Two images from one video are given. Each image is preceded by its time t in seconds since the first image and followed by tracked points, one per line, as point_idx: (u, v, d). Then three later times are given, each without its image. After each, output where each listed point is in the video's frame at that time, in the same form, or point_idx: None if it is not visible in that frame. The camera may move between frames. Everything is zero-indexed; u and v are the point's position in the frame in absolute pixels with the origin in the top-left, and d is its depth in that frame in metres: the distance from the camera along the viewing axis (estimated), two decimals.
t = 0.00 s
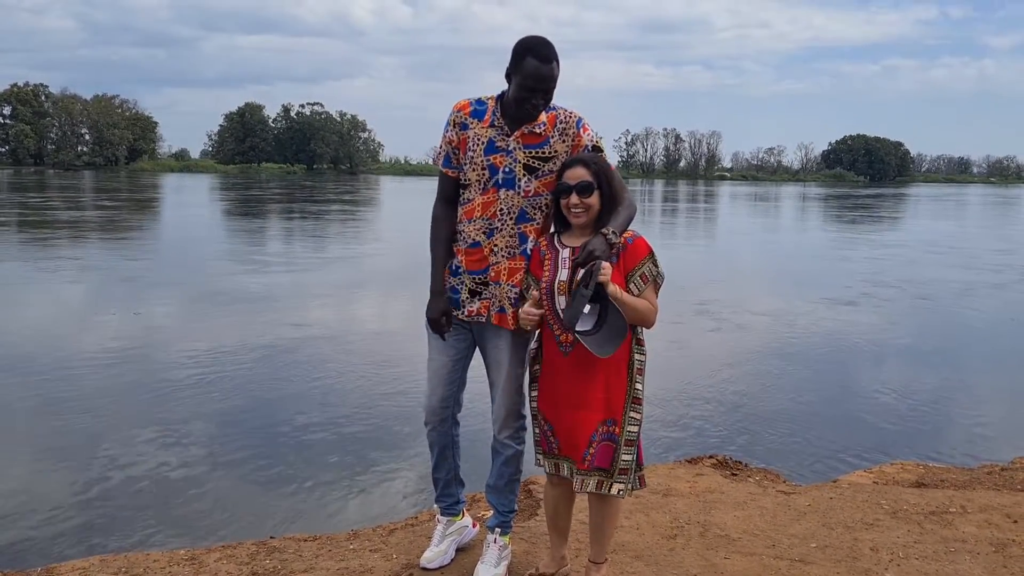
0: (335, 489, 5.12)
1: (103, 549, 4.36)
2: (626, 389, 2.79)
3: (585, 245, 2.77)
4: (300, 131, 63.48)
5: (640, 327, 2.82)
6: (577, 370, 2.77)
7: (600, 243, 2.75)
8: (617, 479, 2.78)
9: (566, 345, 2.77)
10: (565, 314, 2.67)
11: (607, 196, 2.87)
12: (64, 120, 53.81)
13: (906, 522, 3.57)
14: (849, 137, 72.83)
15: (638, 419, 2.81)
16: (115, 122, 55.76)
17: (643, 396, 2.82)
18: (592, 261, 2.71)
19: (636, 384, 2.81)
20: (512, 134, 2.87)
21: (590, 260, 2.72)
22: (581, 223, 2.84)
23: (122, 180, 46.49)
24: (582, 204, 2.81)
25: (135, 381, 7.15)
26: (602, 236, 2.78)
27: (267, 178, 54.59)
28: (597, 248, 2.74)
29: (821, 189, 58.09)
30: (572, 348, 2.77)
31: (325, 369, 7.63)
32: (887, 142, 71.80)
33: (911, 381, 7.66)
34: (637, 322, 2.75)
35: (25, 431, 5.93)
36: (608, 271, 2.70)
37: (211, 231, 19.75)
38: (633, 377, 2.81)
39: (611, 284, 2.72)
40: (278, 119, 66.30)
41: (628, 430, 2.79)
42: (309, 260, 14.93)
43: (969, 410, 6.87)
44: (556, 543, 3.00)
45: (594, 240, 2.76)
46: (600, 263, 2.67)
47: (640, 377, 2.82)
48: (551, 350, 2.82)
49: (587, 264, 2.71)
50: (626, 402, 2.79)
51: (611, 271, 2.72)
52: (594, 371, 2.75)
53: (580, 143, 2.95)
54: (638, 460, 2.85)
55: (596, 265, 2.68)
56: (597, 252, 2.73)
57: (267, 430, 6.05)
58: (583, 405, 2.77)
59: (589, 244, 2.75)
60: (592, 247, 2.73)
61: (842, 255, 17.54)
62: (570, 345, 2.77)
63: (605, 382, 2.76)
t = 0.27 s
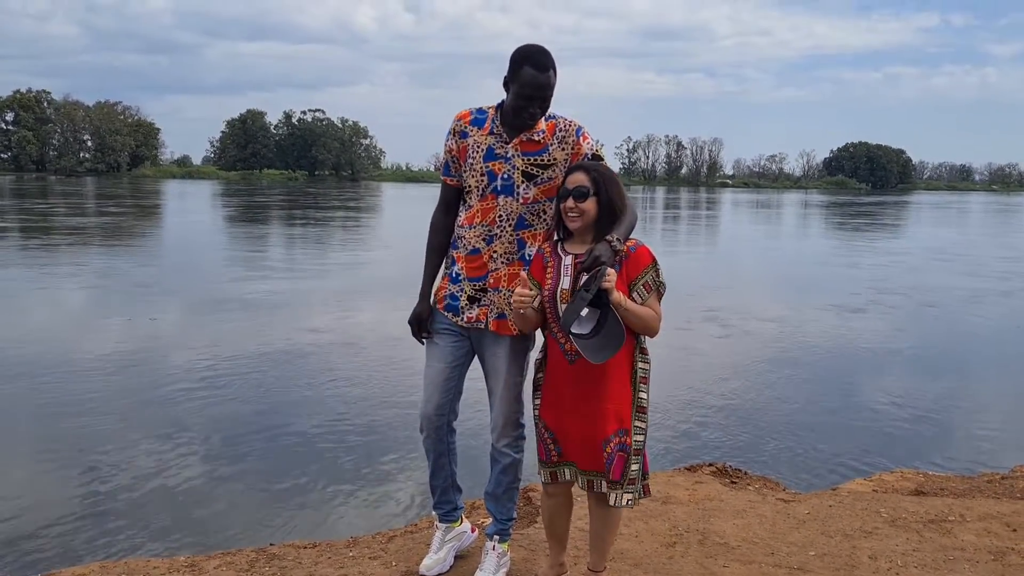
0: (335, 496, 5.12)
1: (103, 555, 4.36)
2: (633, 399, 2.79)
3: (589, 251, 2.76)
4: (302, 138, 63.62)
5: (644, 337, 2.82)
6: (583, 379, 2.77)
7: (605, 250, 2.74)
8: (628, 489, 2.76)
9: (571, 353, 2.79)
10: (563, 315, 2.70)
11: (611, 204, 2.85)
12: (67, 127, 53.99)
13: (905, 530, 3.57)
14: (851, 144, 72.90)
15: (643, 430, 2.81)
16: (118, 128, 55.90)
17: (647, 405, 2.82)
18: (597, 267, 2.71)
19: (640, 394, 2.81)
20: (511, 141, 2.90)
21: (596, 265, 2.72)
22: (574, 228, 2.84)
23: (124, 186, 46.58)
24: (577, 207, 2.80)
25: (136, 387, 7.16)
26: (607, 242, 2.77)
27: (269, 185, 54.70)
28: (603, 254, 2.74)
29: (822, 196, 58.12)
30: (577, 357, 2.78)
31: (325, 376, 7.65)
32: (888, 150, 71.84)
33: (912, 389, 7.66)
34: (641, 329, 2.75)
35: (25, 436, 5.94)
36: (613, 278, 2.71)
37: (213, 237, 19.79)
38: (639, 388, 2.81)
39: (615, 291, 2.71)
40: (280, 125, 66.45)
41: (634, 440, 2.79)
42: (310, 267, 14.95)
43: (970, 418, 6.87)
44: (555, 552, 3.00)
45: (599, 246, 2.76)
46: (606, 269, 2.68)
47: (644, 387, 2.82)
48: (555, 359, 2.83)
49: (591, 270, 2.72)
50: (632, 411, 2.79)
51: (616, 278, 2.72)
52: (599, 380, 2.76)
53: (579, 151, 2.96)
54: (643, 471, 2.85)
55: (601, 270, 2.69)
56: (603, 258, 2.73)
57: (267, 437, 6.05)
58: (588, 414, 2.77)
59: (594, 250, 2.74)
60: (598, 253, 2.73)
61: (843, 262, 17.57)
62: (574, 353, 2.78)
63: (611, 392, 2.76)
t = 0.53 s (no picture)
0: (336, 511, 5.10)
1: (103, 569, 4.34)
2: (631, 412, 2.82)
3: (590, 265, 2.76)
4: (304, 152, 63.85)
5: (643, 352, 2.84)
6: (583, 394, 2.78)
7: (606, 264, 2.73)
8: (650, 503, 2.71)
9: (570, 368, 2.79)
10: (578, 334, 2.68)
11: (612, 220, 2.87)
12: (70, 140, 54.21)
13: (908, 546, 3.56)
14: (852, 158, 73.03)
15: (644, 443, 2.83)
16: (120, 141, 56.09)
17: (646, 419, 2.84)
18: (599, 283, 2.71)
19: (639, 407, 2.83)
20: (512, 156, 2.93)
21: (597, 281, 2.71)
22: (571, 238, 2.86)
23: (126, 199, 46.68)
24: (574, 218, 2.83)
25: (138, 401, 7.16)
26: (607, 258, 2.78)
27: (272, 198, 54.81)
28: (603, 268, 2.72)
29: (823, 210, 58.14)
30: (577, 371, 2.78)
31: (328, 389, 7.65)
32: (890, 164, 72.00)
33: (914, 403, 7.64)
34: (639, 346, 2.76)
35: (27, 450, 5.93)
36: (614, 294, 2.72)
37: (215, 250, 19.82)
38: (638, 401, 2.83)
39: (617, 307, 2.76)
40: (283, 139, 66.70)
41: (637, 453, 2.80)
42: (312, 280, 14.97)
43: (973, 432, 6.86)
44: (558, 568, 2.99)
45: (599, 261, 2.75)
46: (608, 285, 2.69)
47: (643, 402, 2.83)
48: (554, 373, 2.83)
49: (593, 287, 2.71)
50: (631, 424, 2.82)
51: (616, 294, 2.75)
52: (600, 395, 2.77)
53: (580, 168, 3.00)
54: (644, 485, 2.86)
55: (603, 287, 2.69)
56: (604, 273, 2.71)
57: (269, 450, 6.05)
58: (589, 428, 2.79)
59: (594, 265, 2.73)
60: (598, 268, 2.72)
61: (845, 276, 17.58)
62: (574, 367, 2.79)
63: (612, 407, 2.77)
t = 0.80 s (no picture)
0: (339, 520, 5.10)
1: None
2: (625, 418, 2.82)
3: (589, 272, 2.79)
4: (306, 160, 64.00)
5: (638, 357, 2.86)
6: (577, 398, 2.79)
7: (605, 271, 2.77)
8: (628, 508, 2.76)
9: (565, 372, 2.79)
10: (571, 338, 2.68)
11: (607, 227, 2.88)
12: (73, 149, 54.37)
13: (913, 555, 3.55)
14: (854, 166, 73.09)
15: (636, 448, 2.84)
16: (123, 150, 56.22)
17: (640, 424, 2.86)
18: (598, 290, 2.73)
19: (632, 412, 2.84)
20: (516, 163, 2.96)
21: (596, 287, 2.73)
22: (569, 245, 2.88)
23: (129, 207, 46.74)
24: (570, 227, 2.85)
25: (141, 410, 7.16)
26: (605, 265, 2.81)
27: (274, 206, 54.91)
28: (602, 275, 2.76)
29: (825, 218, 58.12)
30: (572, 375, 2.79)
31: (331, 398, 7.65)
32: (892, 172, 72.03)
33: (918, 411, 7.63)
34: (633, 353, 2.80)
35: (29, 458, 5.93)
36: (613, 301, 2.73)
37: (217, 259, 19.85)
38: (631, 406, 2.84)
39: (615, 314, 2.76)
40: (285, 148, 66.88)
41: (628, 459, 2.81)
42: (314, 289, 14.98)
43: (977, 440, 6.84)
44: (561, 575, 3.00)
45: (599, 269, 2.78)
46: (606, 292, 2.70)
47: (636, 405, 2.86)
48: (548, 375, 2.83)
49: (593, 293, 2.73)
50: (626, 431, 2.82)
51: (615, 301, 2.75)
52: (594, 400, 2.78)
53: (583, 174, 3.02)
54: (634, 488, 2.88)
55: (602, 294, 2.70)
56: (603, 280, 2.74)
57: (272, 459, 6.05)
58: (583, 432, 2.80)
59: (593, 272, 2.77)
60: (598, 275, 2.75)
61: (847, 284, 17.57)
62: (569, 372, 2.79)
63: (606, 412, 2.78)
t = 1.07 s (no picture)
0: (343, 525, 5.10)
1: None
2: (620, 423, 2.83)
3: (591, 275, 2.81)
4: (309, 165, 64.14)
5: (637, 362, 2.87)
6: (576, 402, 2.80)
7: (607, 274, 2.78)
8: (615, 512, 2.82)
9: (566, 376, 2.81)
10: (578, 340, 2.69)
11: (607, 230, 2.89)
12: (76, 155, 54.57)
13: (918, 559, 3.55)
14: (857, 171, 73.04)
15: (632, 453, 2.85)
16: (127, 156, 56.39)
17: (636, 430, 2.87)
18: (601, 291, 2.75)
19: (630, 417, 2.85)
20: (515, 166, 2.97)
21: (599, 289, 2.75)
22: (570, 249, 2.88)
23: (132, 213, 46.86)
24: (570, 231, 2.86)
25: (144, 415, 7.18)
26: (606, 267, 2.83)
27: (277, 212, 55.01)
28: (604, 277, 2.77)
29: (828, 223, 58.03)
30: (572, 380, 2.80)
31: (334, 403, 7.66)
32: (895, 176, 71.93)
33: (922, 416, 7.62)
34: (635, 356, 2.83)
35: (33, 464, 5.94)
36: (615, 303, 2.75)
37: (220, 264, 19.90)
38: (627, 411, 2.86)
39: (617, 315, 2.77)
40: (288, 153, 67.02)
41: (621, 463, 2.84)
42: (317, 294, 15.00)
43: (982, 445, 6.82)
44: None
45: (601, 270, 2.80)
46: (609, 294, 2.72)
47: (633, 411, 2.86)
48: (548, 381, 2.84)
49: (596, 294, 2.75)
50: (620, 436, 2.83)
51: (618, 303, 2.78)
52: (591, 404, 2.79)
53: (583, 177, 3.03)
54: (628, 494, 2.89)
55: (606, 295, 2.72)
56: (606, 283, 2.76)
57: (275, 464, 6.05)
58: (582, 437, 2.80)
59: (596, 274, 2.79)
60: (600, 277, 2.77)
61: (851, 288, 17.55)
62: (570, 376, 2.80)
63: (605, 416, 2.80)
